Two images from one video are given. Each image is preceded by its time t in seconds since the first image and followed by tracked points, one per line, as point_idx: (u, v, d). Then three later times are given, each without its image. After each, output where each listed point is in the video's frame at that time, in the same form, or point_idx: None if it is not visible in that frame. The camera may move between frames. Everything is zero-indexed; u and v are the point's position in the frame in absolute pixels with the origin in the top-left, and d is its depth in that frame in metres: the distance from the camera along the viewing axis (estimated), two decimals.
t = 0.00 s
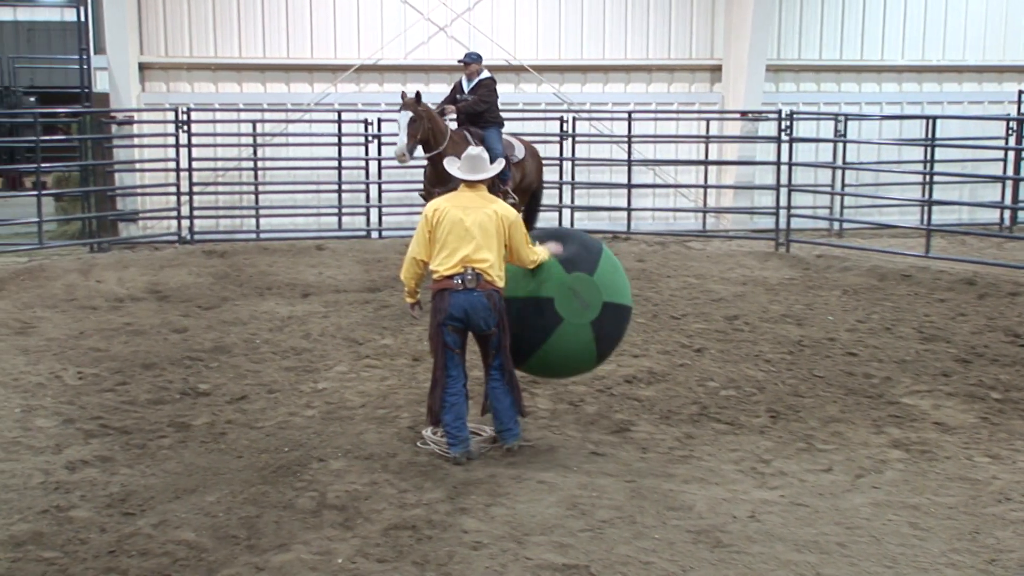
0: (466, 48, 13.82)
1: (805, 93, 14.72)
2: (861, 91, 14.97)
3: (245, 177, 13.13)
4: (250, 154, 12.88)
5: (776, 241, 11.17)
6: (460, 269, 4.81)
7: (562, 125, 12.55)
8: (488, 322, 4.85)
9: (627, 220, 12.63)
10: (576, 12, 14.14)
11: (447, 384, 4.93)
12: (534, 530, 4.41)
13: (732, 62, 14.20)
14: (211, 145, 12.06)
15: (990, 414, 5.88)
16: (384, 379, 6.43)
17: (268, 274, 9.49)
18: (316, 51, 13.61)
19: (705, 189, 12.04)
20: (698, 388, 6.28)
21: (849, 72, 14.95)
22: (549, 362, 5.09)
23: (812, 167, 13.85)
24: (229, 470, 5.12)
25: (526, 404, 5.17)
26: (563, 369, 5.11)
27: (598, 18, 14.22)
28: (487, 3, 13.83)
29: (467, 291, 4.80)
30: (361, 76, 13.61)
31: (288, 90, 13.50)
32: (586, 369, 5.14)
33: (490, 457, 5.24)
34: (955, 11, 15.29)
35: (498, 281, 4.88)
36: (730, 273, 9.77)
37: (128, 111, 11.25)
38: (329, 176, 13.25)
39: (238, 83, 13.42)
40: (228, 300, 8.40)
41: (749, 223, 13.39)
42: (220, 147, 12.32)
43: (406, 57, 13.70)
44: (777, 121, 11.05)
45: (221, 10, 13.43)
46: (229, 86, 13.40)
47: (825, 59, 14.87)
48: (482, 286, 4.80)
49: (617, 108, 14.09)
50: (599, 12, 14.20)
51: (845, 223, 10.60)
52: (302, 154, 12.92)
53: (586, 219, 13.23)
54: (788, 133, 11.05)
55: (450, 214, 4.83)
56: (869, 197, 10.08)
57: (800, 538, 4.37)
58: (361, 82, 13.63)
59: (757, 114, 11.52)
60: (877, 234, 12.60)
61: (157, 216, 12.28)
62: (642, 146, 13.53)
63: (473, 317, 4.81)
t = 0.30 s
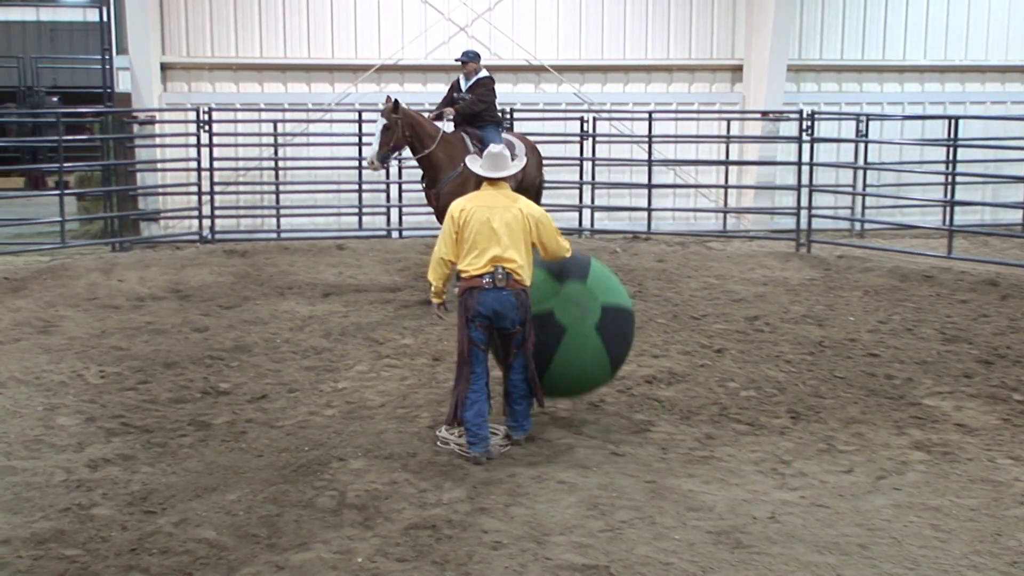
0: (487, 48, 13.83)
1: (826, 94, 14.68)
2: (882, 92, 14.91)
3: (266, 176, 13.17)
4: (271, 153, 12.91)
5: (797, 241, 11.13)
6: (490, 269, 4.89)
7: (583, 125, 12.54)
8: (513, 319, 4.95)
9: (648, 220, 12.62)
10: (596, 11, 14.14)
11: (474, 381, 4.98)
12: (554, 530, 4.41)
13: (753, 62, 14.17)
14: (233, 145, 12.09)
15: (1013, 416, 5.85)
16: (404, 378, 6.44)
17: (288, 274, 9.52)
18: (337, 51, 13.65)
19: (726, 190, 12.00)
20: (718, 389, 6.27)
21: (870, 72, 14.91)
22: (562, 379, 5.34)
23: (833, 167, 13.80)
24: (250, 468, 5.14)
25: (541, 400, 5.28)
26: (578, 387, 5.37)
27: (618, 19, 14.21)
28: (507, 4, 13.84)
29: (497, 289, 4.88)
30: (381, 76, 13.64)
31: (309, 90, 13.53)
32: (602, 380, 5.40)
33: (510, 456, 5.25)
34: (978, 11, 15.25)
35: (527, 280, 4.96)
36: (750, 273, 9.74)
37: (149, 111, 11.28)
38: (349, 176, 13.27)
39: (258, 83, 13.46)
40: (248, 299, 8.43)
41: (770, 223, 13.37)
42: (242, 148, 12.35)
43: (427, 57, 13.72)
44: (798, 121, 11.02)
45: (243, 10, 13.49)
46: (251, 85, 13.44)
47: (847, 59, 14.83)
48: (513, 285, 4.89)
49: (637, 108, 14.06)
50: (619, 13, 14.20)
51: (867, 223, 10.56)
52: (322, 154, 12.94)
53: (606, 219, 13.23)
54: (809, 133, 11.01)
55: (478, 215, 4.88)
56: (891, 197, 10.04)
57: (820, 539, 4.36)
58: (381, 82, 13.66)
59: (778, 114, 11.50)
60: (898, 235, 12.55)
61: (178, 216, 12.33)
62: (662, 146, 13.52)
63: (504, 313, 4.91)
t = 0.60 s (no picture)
0: (498, 48, 13.83)
1: (838, 94, 14.64)
2: (894, 92, 14.85)
3: (277, 177, 13.19)
4: (282, 153, 12.92)
5: (809, 242, 11.09)
6: (507, 262, 4.92)
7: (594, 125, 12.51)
8: (531, 311, 4.96)
9: (659, 220, 12.61)
10: (607, 11, 14.12)
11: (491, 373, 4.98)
12: (565, 530, 4.41)
13: (765, 61, 14.14)
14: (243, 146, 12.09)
15: None
16: (415, 378, 6.45)
17: (299, 274, 9.53)
18: (348, 51, 13.67)
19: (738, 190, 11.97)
20: (729, 389, 6.26)
21: (883, 72, 14.86)
22: (570, 323, 5.20)
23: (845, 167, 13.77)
24: (261, 468, 5.15)
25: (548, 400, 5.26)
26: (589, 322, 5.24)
27: (629, 20, 14.20)
28: (518, 4, 13.84)
29: (516, 281, 4.90)
30: (392, 76, 13.64)
31: (320, 90, 13.54)
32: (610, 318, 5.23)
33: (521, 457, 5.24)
34: (991, 10, 15.21)
35: (544, 277, 4.98)
36: (762, 274, 9.72)
37: (161, 111, 11.30)
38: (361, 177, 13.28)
39: (270, 83, 13.48)
40: (259, 299, 8.44)
41: (782, 224, 13.34)
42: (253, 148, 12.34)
43: (438, 57, 13.73)
44: (810, 122, 10.97)
45: (255, 10, 13.51)
46: (262, 86, 13.47)
47: (859, 59, 14.80)
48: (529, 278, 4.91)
49: (649, 108, 14.04)
50: (630, 13, 14.18)
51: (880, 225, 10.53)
52: (334, 155, 12.95)
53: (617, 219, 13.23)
54: (821, 133, 10.97)
55: (501, 207, 4.95)
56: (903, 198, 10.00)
57: (831, 540, 4.36)
58: (392, 82, 13.67)
59: (789, 114, 11.48)
60: (910, 236, 12.52)
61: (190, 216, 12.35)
62: (673, 146, 13.51)
63: (524, 306, 4.93)
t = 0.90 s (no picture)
0: (503, 48, 13.83)
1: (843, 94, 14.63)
2: (900, 92, 14.83)
3: (283, 177, 13.20)
4: (288, 153, 12.93)
5: (814, 241, 11.07)
6: (508, 261, 5.01)
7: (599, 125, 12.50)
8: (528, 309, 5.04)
9: (664, 220, 12.60)
10: (612, 11, 14.12)
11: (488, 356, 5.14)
12: (570, 531, 4.41)
13: (770, 60, 14.13)
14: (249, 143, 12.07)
15: None
16: (420, 378, 6.45)
17: (305, 274, 9.54)
18: (354, 51, 13.68)
19: (744, 190, 11.95)
20: (734, 389, 6.26)
21: (888, 72, 14.84)
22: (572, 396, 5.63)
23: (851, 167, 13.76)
24: (266, 467, 5.15)
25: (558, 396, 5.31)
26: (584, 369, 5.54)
27: (634, 21, 14.20)
28: (524, 4, 13.86)
29: (514, 281, 4.99)
30: (397, 76, 13.65)
31: (325, 90, 13.55)
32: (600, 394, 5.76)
33: (526, 457, 5.23)
34: (997, 10, 15.20)
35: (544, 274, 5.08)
36: (768, 274, 9.71)
37: (166, 111, 11.31)
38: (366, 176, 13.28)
39: (275, 83, 13.50)
40: (264, 299, 8.44)
41: (787, 224, 13.34)
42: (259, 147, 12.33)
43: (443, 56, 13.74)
44: (816, 121, 10.94)
45: (260, 10, 13.54)
46: (268, 86, 13.49)
47: (864, 59, 14.78)
48: (530, 276, 5.01)
49: (654, 108, 14.03)
50: (635, 13, 14.18)
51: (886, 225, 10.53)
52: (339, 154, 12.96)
53: (623, 219, 13.24)
54: (826, 133, 10.95)
55: (501, 207, 5.05)
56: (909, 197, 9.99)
57: (836, 540, 4.35)
58: (398, 82, 13.68)
59: (794, 114, 11.47)
60: (916, 236, 12.51)
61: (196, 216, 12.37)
62: (678, 146, 13.51)
63: (520, 306, 5.01)
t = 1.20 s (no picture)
0: (512, 48, 13.84)
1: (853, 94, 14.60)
2: (910, 92, 14.80)
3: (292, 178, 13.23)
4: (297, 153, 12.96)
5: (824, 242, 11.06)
6: (496, 262, 5.03)
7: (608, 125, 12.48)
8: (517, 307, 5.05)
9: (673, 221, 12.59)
10: (622, 10, 14.11)
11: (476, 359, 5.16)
12: (578, 531, 4.40)
13: (780, 59, 14.10)
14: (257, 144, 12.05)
15: None
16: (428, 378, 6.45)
17: (314, 273, 9.55)
18: (363, 51, 13.70)
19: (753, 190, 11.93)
20: (743, 390, 6.25)
21: (898, 72, 14.80)
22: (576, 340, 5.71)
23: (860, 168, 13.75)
24: (275, 467, 5.16)
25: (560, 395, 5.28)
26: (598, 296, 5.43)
27: (643, 21, 14.19)
28: (533, 4, 13.86)
29: (503, 281, 5.02)
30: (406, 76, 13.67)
31: (334, 90, 13.55)
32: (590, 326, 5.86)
33: (534, 457, 5.23)
34: (1007, 9, 15.15)
35: (531, 273, 5.10)
36: (777, 274, 9.70)
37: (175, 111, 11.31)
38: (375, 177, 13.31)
39: (284, 83, 13.51)
40: (273, 298, 8.45)
41: (796, 224, 13.32)
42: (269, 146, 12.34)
43: (452, 56, 13.74)
44: (825, 121, 10.91)
45: (269, 11, 13.56)
46: (277, 85, 13.51)
47: (874, 59, 14.75)
48: (518, 277, 5.03)
49: (663, 108, 14.01)
50: (644, 13, 14.17)
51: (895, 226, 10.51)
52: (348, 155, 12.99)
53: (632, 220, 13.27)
54: (836, 134, 10.92)
55: (486, 209, 5.03)
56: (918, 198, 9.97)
57: (845, 541, 4.34)
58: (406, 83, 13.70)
59: (804, 115, 11.45)
60: (925, 236, 12.49)
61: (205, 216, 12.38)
62: (688, 146, 13.50)
63: (510, 305, 5.04)
